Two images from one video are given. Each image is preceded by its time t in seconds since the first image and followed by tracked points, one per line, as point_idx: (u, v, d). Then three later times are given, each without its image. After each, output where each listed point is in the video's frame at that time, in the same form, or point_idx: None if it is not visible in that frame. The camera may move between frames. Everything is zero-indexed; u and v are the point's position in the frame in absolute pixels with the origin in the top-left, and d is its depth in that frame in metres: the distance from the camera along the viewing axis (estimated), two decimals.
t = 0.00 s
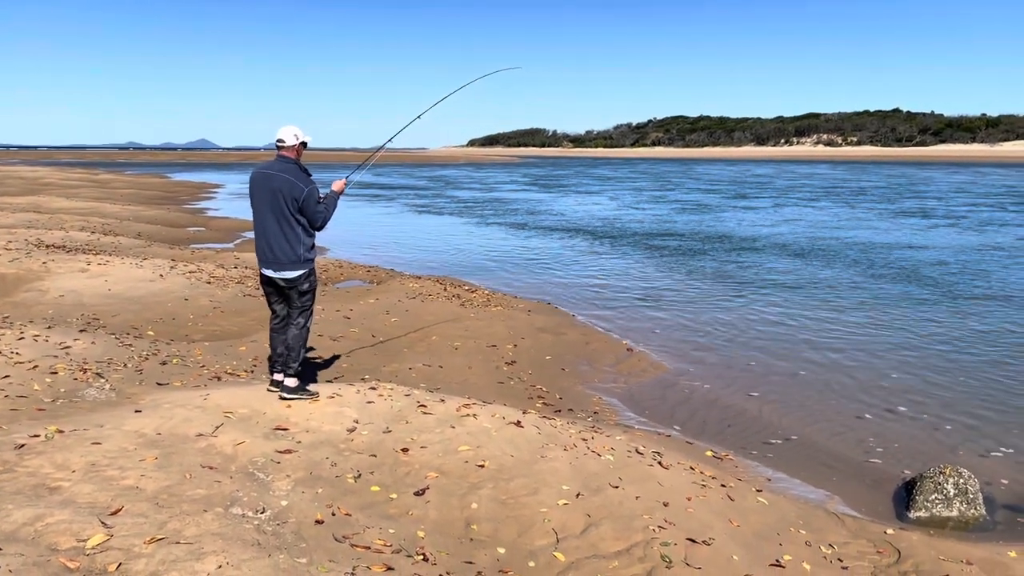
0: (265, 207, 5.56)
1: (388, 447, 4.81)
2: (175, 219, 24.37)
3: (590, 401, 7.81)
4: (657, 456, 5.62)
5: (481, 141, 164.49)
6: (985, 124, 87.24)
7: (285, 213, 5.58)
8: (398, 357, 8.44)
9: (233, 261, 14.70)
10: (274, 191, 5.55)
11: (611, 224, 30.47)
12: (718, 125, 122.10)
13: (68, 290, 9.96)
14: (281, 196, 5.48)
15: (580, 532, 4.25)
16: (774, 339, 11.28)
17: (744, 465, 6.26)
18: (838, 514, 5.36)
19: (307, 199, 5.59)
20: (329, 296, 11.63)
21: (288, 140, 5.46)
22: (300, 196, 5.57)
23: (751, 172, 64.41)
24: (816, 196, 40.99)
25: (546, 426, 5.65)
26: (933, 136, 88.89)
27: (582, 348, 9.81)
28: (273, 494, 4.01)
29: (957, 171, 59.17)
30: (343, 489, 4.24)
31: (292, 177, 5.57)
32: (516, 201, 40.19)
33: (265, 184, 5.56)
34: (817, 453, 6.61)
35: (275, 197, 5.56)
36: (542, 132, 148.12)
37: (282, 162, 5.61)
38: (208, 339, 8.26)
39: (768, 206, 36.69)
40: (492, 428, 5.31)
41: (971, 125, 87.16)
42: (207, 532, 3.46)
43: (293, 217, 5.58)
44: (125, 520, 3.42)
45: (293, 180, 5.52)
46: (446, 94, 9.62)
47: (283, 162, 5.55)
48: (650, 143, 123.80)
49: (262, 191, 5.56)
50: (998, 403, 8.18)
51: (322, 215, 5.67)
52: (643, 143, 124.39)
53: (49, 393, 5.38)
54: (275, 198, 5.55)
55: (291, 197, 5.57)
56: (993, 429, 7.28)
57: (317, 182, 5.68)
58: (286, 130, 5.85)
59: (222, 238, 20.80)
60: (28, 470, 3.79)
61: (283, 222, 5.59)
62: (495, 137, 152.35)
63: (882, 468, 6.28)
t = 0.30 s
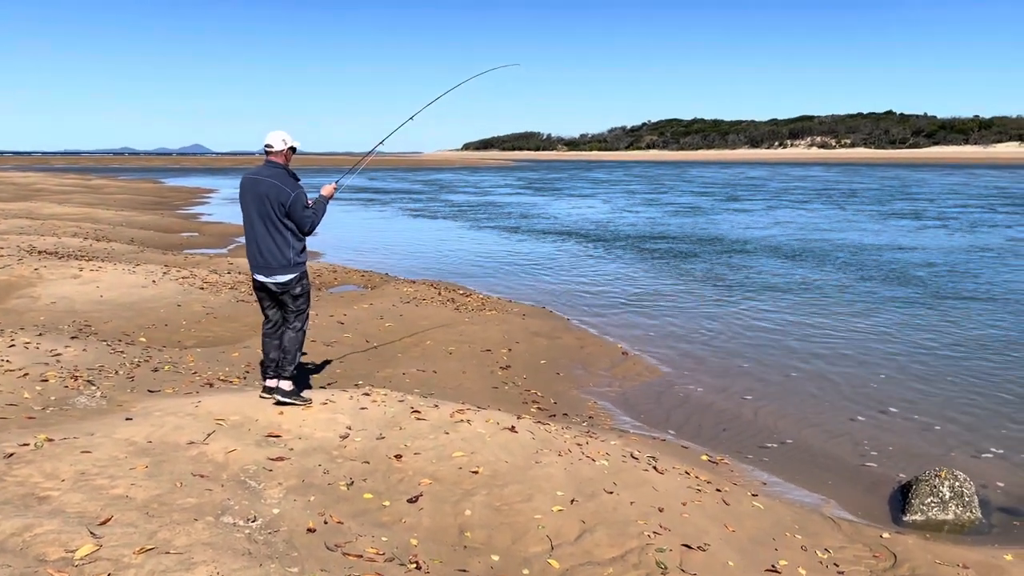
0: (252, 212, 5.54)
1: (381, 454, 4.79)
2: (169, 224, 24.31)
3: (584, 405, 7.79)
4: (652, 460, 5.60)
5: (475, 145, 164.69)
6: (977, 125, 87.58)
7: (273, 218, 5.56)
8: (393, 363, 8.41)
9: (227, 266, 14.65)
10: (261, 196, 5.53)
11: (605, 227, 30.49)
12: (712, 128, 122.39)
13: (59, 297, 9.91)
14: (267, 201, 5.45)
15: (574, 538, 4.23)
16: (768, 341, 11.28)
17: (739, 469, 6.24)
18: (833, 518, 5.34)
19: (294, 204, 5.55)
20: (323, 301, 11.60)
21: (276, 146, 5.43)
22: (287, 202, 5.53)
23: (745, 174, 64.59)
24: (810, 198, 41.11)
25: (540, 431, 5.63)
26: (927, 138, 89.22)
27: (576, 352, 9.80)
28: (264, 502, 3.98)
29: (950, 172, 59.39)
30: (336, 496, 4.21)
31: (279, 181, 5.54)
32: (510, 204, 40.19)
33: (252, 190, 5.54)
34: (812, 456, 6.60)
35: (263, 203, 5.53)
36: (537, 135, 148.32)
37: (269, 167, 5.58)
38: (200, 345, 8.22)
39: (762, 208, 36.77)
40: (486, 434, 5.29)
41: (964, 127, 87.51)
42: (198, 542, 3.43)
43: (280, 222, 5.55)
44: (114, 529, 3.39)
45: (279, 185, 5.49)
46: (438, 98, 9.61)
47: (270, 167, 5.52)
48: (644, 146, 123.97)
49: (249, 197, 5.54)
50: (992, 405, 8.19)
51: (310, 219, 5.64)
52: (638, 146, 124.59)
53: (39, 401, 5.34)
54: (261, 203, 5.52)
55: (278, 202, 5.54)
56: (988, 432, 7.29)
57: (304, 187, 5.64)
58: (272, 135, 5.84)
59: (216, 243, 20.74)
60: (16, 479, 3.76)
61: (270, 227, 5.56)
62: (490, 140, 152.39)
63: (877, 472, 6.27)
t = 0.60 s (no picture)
0: (239, 217, 5.52)
1: (373, 462, 4.74)
2: (160, 231, 24.21)
3: (578, 411, 7.76)
4: (646, 466, 5.57)
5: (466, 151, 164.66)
6: (967, 129, 88.08)
7: (260, 223, 5.53)
8: (384, 369, 8.37)
9: (217, 273, 14.58)
10: (248, 202, 5.51)
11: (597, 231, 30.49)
12: (704, 132, 122.76)
13: (47, 305, 9.83)
14: (253, 206, 5.42)
15: (568, 546, 4.19)
16: (760, 345, 11.28)
17: (733, 474, 6.21)
18: (828, 523, 5.32)
19: (281, 209, 5.52)
20: (314, 307, 11.55)
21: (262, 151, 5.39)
22: (274, 208, 5.49)
23: (736, 178, 64.76)
24: (801, 202, 41.25)
25: (534, 437, 5.60)
26: (917, 141, 89.67)
27: (569, 357, 9.77)
28: (254, 512, 3.94)
29: (940, 175, 59.69)
30: (326, 506, 4.17)
31: (266, 187, 5.52)
32: (502, 209, 40.17)
33: (240, 195, 5.52)
34: (807, 461, 6.58)
35: (250, 208, 5.51)
36: (528, 140, 148.41)
37: (257, 172, 5.57)
38: (190, 353, 8.16)
39: (753, 212, 36.87)
40: (479, 440, 5.26)
41: (954, 130, 87.98)
42: (185, 554, 3.38)
43: (268, 227, 5.52)
44: (100, 541, 3.34)
45: (266, 190, 5.46)
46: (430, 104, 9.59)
47: (258, 172, 5.51)
48: (636, 150, 124.25)
49: (237, 202, 5.53)
50: (985, 408, 8.19)
51: (298, 225, 5.60)
52: (630, 150, 124.83)
53: (25, 411, 5.28)
54: (249, 209, 5.50)
55: (266, 207, 5.51)
56: (981, 435, 7.29)
57: (292, 192, 5.60)
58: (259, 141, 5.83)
59: (207, 249, 20.65)
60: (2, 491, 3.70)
61: (258, 232, 5.53)
62: (482, 145, 152.36)
63: (872, 476, 6.25)
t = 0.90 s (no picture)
0: (228, 222, 5.46)
1: (365, 469, 4.69)
2: (149, 237, 24.08)
3: (572, 416, 7.71)
4: (641, 471, 5.54)
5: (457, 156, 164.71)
6: (954, 132, 88.71)
7: (249, 228, 5.48)
8: (376, 375, 8.30)
9: (207, 279, 14.49)
10: (237, 206, 5.46)
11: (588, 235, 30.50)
12: (693, 137, 123.18)
13: (34, 312, 9.73)
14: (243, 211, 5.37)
15: (563, 553, 4.15)
16: (753, 348, 11.28)
17: (730, 479, 6.18)
18: (825, 528, 5.29)
19: (271, 213, 5.48)
20: (305, 313, 11.49)
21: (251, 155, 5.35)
22: (264, 211, 5.46)
23: (726, 182, 65.00)
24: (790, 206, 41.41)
25: (527, 443, 5.56)
26: (905, 145, 90.18)
27: (562, 362, 9.73)
28: (244, 521, 3.88)
29: (928, 178, 60.05)
30: (318, 514, 4.11)
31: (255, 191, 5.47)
32: (492, 214, 40.18)
33: (228, 199, 5.47)
34: (803, 464, 6.56)
35: (239, 212, 5.46)
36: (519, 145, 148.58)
37: (246, 176, 5.51)
38: (179, 360, 8.08)
39: (742, 215, 36.98)
40: (472, 446, 5.21)
41: (941, 134, 88.55)
42: (173, 565, 3.32)
43: (257, 231, 5.48)
44: (86, 552, 3.28)
45: (255, 194, 5.41)
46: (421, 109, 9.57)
47: (246, 176, 5.45)
48: (627, 155, 124.57)
49: (226, 206, 5.47)
50: (978, 411, 8.21)
51: (288, 229, 5.56)
52: (620, 155, 125.05)
53: (11, 419, 5.20)
54: (238, 212, 5.45)
55: (255, 211, 5.47)
56: (976, 437, 7.29)
57: (282, 196, 5.57)
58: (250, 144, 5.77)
59: (197, 255, 20.55)
60: None
61: (247, 237, 5.48)
62: (472, 150, 152.44)
63: (868, 479, 6.23)
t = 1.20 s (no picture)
0: (226, 226, 5.43)
1: (361, 478, 4.63)
2: (138, 243, 23.94)
3: (568, 422, 7.67)
4: (639, 477, 5.50)
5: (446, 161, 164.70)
6: (941, 137, 89.37)
7: (248, 234, 5.47)
8: (370, 382, 8.23)
9: (197, 285, 14.40)
10: (236, 211, 5.44)
11: (579, 239, 30.53)
12: (682, 142, 123.64)
13: (22, 319, 9.63)
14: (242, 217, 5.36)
15: (564, 563, 4.10)
16: (747, 353, 11.27)
17: (728, 485, 6.15)
18: (826, 534, 5.27)
19: (270, 220, 5.47)
20: (297, 319, 11.43)
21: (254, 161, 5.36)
22: (264, 217, 5.46)
23: (714, 186, 65.24)
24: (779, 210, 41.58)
25: (525, 449, 5.51)
26: (892, 150, 90.76)
27: (557, 367, 9.68)
28: (238, 533, 3.82)
29: (914, 182, 60.44)
30: (314, 525, 4.06)
31: (255, 197, 5.46)
32: (482, 219, 40.16)
33: (227, 204, 5.44)
34: (801, 469, 6.53)
35: (238, 218, 5.44)
36: (508, 150, 148.76)
37: (246, 181, 5.50)
38: (170, 368, 7.99)
39: (730, 219, 37.08)
40: (469, 453, 5.17)
41: (928, 138, 89.20)
42: None
43: (255, 237, 5.47)
44: (77, 567, 3.22)
45: (255, 200, 5.41)
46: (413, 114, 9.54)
47: (247, 181, 5.44)
48: (616, 159, 124.88)
49: (224, 210, 5.45)
50: (973, 414, 8.21)
51: (286, 236, 5.56)
52: (610, 160, 125.33)
53: None
54: (237, 218, 5.43)
55: (254, 217, 5.46)
56: (972, 440, 7.29)
57: (280, 203, 5.57)
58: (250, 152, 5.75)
59: (186, 261, 20.43)
60: None
61: (245, 243, 5.47)
62: (461, 156, 152.59)
63: (867, 484, 6.21)
